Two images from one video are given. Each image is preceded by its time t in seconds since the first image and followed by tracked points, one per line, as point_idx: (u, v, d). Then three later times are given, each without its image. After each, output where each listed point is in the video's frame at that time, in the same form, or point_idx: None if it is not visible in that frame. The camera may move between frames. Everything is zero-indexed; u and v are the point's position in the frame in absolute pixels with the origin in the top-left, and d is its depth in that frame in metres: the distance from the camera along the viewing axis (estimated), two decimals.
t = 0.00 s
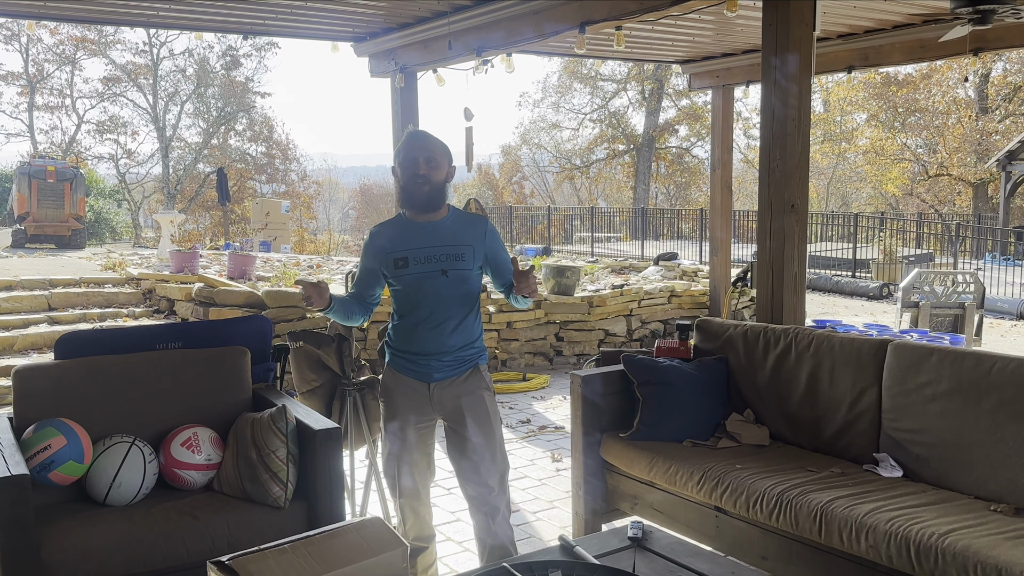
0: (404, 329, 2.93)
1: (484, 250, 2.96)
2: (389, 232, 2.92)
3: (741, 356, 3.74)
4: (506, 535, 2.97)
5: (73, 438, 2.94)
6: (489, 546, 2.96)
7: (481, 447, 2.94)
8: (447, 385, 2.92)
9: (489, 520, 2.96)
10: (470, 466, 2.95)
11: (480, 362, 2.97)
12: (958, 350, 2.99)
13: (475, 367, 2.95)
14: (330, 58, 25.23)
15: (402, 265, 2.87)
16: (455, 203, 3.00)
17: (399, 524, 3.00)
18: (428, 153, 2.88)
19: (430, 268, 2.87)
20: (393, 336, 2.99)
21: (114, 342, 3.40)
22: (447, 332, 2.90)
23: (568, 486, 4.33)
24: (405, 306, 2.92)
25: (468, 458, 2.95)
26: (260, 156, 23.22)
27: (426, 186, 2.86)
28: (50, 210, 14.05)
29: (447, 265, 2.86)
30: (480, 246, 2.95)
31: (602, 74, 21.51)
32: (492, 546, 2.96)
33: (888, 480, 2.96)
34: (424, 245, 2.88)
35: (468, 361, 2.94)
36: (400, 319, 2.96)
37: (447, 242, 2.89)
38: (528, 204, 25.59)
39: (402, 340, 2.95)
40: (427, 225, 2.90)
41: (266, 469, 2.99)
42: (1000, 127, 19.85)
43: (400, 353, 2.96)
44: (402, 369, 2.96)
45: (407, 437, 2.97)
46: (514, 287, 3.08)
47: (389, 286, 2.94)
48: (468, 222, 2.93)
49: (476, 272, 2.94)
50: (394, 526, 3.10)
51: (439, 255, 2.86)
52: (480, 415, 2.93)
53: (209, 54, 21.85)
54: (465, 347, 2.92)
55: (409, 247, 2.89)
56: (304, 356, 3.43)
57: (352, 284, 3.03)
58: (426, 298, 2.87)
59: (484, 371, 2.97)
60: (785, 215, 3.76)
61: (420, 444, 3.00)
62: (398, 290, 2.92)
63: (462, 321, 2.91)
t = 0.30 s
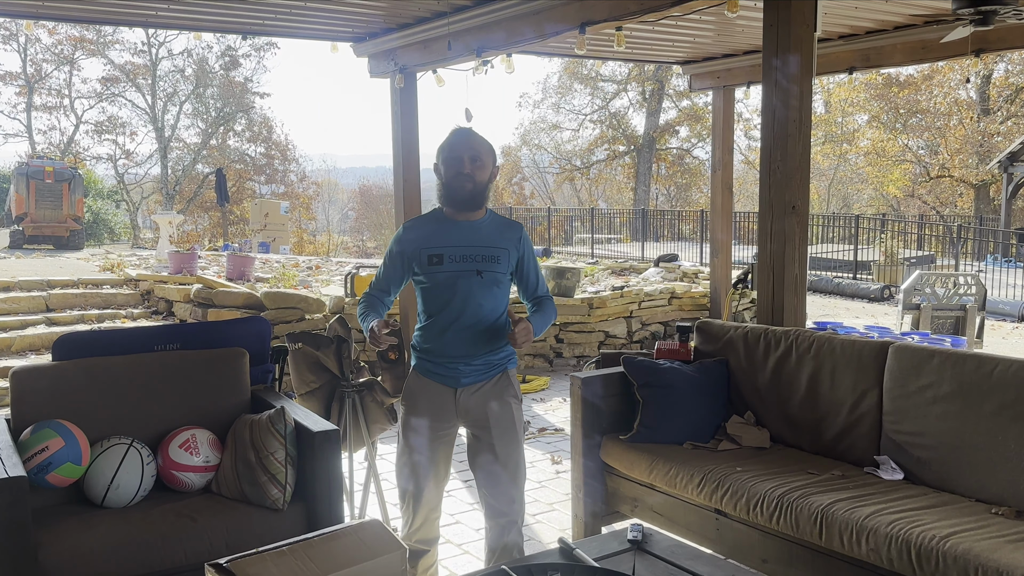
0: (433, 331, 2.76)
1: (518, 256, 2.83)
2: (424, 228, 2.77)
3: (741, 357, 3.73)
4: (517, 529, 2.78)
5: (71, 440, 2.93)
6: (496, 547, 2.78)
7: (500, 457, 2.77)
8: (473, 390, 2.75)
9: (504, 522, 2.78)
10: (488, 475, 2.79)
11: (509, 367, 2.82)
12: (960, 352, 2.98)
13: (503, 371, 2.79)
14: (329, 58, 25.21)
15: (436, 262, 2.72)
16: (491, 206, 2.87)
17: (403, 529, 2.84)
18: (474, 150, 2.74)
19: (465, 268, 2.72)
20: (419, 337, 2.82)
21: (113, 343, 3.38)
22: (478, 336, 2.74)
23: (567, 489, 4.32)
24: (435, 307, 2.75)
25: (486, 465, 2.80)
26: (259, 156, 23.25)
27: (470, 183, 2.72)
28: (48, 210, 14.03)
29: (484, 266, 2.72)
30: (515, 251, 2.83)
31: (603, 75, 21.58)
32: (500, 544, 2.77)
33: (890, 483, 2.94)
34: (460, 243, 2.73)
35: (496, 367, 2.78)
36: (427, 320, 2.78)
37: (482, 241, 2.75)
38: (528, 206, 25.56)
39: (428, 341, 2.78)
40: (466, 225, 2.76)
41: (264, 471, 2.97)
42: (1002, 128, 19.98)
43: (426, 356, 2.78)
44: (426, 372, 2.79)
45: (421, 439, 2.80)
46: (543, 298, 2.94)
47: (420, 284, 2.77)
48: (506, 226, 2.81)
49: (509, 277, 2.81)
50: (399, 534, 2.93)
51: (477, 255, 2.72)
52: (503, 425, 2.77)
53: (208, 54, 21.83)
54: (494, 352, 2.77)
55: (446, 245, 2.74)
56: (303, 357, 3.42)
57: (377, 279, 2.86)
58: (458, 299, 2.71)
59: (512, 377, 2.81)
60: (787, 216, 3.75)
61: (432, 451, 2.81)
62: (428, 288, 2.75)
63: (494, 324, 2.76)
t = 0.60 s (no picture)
0: (450, 334, 2.73)
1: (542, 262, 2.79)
2: (449, 229, 2.71)
3: (741, 359, 3.72)
4: (520, 527, 2.75)
5: (68, 441, 2.92)
6: (500, 545, 2.76)
7: (505, 458, 2.75)
8: (485, 394, 2.74)
9: (510, 521, 2.75)
10: (492, 479, 2.77)
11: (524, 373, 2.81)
12: (960, 354, 2.97)
13: (518, 376, 2.78)
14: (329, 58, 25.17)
15: (458, 266, 2.67)
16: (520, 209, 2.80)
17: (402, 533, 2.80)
18: (507, 151, 2.68)
19: (488, 274, 2.67)
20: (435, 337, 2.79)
21: (111, 344, 3.37)
22: (496, 342, 2.72)
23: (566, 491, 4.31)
24: (456, 310, 2.71)
25: (491, 469, 2.77)
26: (258, 156, 23.26)
27: (502, 186, 2.64)
28: (46, 211, 14.01)
29: (508, 274, 2.67)
30: (539, 257, 2.78)
31: (603, 76, 21.62)
32: (504, 542, 2.75)
33: (890, 485, 2.94)
34: (486, 248, 2.67)
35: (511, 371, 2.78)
36: (444, 321, 2.75)
37: (507, 247, 2.69)
38: (527, 206, 25.52)
39: (444, 342, 2.75)
40: (494, 230, 2.70)
41: (262, 473, 2.96)
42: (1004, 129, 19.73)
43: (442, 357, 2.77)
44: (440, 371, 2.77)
45: (421, 441, 2.78)
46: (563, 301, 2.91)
47: (440, 286, 2.73)
48: (533, 232, 2.75)
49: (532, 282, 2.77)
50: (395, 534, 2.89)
51: (503, 262, 2.67)
52: (510, 429, 2.74)
53: (207, 54, 21.79)
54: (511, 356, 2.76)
55: (471, 249, 2.68)
56: (302, 359, 3.40)
57: (399, 276, 2.81)
58: (480, 305, 2.68)
59: (526, 382, 2.79)
60: (787, 218, 3.73)
61: (433, 453, 2.78)
62: (449, 291, 2.71)
63: (513, 331, 2.73)
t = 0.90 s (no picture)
0: (446, 338, 2.71)
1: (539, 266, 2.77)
2: (446, 232, 2.69)
3: (741, 360, 3.71)
4: (521, 528, 2.73)
5: (65, 442, 2.90)
6: (499, 547, 2.75)
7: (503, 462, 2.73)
8: (484, 398, 2.72)
9: (509, 523, 2.73)
10: (492, 482, 2.75)
11: (521, 377, 2.79)
12: (960, 356, 2.96)
13: (516, 381, 2.77)
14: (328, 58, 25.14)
15: (456, 268, 2.65)
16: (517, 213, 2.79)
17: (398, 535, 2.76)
18: (505, 154, 2.65)
19: (485, 276, 2.66)
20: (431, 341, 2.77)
21: (108, 345, 3.35)
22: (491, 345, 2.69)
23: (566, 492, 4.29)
24: (454, 314, 2.69)
25: (490, 472, 2.75)
26: (256, 157, 23.24)
27: (499, 190, 2.63)
28: (43, 211, 13.99)
29: (505, 277, 2.66)
30: (537, 261, 2.76)
31: (603, 76, 21.66)
32: (503, 544, 2.74)
33: (890, 487, 2.92)
34: (483, 251, 2.66)
35: (509, 376, 2.75)
36: (440, 326, 2.73)
37: (506, 250, 2.68)
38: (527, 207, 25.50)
39: (441, 346, 2.73)
40: (490, 233, 2.69)
41: (261, 474, 2.95)
42: (1005, 130, 19.73)
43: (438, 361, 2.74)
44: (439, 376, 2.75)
45: (420, 442, 2.76)
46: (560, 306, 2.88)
47: (436, 289, 2.71)
48: (530, 236, 2.74)
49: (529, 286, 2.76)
50: (393, 535, 2.87)
51: (500, 265, 2.66)
52: (509, 432, 2.72)
53: (205, 53, 21.80)
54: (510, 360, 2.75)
55: (467, 252, 2.66)
56: (300, 360, 3.40)
57: (395, 279, 2.79)
58: (478, 308, 2.66)
59: (524, 387, 2.77)
60: (788, 219, 3.72)
61: (431, 454, 2.75)
62: (446, 294, 2.69)
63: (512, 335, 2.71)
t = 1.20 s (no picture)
0: (432, 342, 2.68)
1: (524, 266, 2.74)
2: (426, 234, 2.66)
3: (742, 363, 3.69)
4: (515, 532, 2.71)
5: (63, 443, 2.89)
6: (492, 550, 2.72)
7: (497, 465, 2.70)
8: (474, 404, 2.69)
9: (504, 526, 2.70)
10: (487, 488, 2.72)
11: (510, 381, 2.76)
12: (961, 358, 2.95)
13: (505, 387, 2.74)
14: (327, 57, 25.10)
15: (438, 271, 2.62)
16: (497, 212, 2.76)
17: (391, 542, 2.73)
18: (483, 153, 2.61)
19: (469, 278, 2.62)
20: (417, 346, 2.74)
21: (105, 345, 3.34)
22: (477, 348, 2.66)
23: (565, 495, 4.28)
24: (438, 318, 2.65)
25: (486, 478, 2.72)
26: (255, 157, 23.16)
27: (478, 190, 2.60)
28: (41, 211, 13.96)
29: (489, 278, 2.63)
30: (520, 261, 2.73)
31: (603, 76, 21.65)
32: (497, 547, 2.71)
33: (892, 489, 2.91)
34: (465, 252, 2.63)
35: (497, 381, 2.72)
36: (425, 330, 2.69)
37: (489, 251, 2.65)
38: (527, 208, 25.47)
39: (427, 352, 2.70)
40: (470, 233, 2.66)
41: (258, 475, 2.93)
42: (1006, 131, 19.92)
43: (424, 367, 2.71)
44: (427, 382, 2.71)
45: (412, 444, 2.71)
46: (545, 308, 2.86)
47: (419, 292, 2.68)
48: (511, 235, 2.70)
49: (513, 287, 2.73)
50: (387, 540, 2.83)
51: (481, 266, 2.63)
52: (503, 436, 2.70)
53: (203, 53, 21.79)
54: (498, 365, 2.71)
55: (448, 254, 2.63)
56: (299, 361, 3.37)
57: (380, 285, 2.75)
58: (463, 311, 2.63)
59: (513, 393, 2.74)
60: (788, 220, 3.71)
61: (424, 456, 2.71)
62: (429, 298, 2.67)
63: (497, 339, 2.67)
